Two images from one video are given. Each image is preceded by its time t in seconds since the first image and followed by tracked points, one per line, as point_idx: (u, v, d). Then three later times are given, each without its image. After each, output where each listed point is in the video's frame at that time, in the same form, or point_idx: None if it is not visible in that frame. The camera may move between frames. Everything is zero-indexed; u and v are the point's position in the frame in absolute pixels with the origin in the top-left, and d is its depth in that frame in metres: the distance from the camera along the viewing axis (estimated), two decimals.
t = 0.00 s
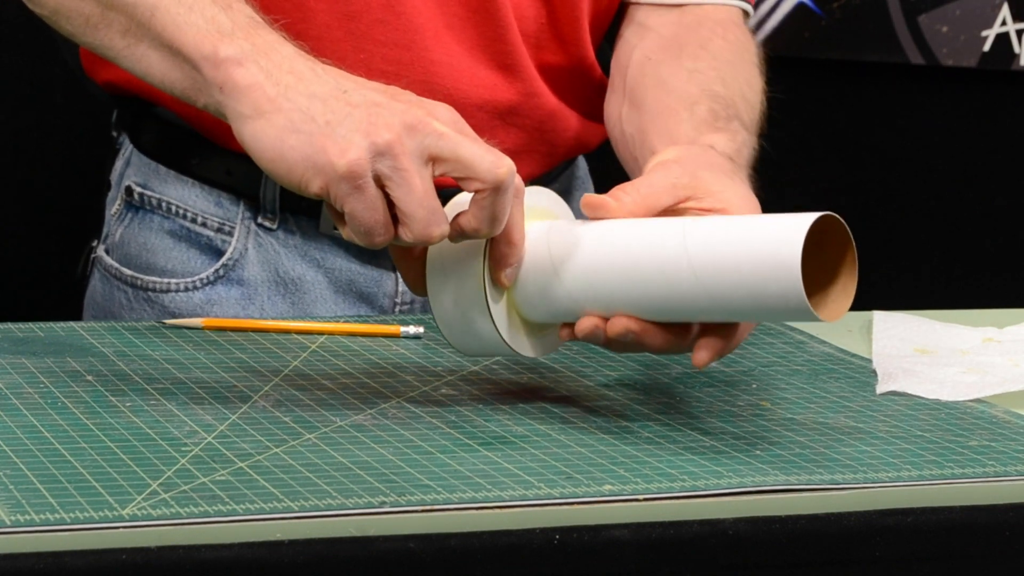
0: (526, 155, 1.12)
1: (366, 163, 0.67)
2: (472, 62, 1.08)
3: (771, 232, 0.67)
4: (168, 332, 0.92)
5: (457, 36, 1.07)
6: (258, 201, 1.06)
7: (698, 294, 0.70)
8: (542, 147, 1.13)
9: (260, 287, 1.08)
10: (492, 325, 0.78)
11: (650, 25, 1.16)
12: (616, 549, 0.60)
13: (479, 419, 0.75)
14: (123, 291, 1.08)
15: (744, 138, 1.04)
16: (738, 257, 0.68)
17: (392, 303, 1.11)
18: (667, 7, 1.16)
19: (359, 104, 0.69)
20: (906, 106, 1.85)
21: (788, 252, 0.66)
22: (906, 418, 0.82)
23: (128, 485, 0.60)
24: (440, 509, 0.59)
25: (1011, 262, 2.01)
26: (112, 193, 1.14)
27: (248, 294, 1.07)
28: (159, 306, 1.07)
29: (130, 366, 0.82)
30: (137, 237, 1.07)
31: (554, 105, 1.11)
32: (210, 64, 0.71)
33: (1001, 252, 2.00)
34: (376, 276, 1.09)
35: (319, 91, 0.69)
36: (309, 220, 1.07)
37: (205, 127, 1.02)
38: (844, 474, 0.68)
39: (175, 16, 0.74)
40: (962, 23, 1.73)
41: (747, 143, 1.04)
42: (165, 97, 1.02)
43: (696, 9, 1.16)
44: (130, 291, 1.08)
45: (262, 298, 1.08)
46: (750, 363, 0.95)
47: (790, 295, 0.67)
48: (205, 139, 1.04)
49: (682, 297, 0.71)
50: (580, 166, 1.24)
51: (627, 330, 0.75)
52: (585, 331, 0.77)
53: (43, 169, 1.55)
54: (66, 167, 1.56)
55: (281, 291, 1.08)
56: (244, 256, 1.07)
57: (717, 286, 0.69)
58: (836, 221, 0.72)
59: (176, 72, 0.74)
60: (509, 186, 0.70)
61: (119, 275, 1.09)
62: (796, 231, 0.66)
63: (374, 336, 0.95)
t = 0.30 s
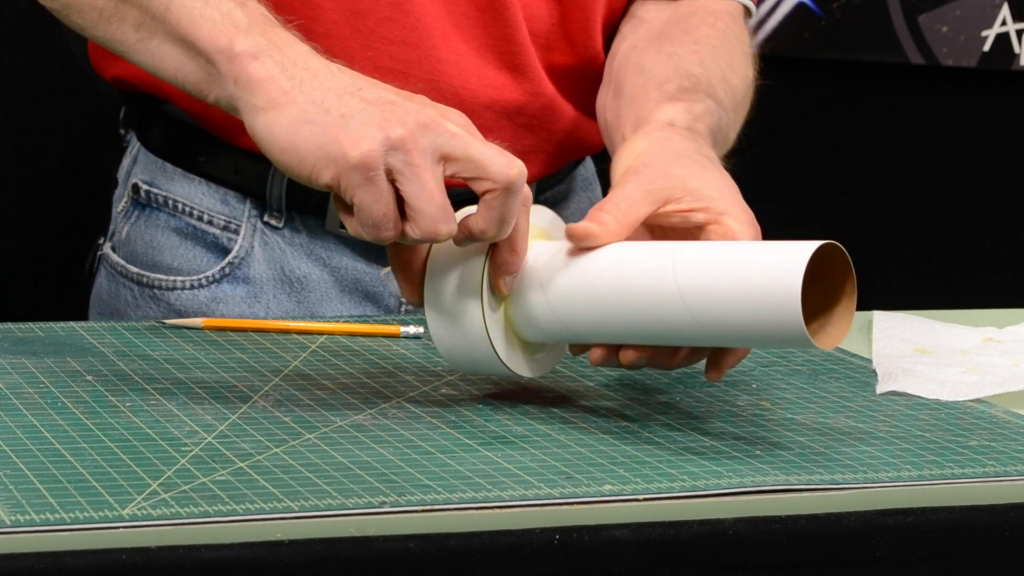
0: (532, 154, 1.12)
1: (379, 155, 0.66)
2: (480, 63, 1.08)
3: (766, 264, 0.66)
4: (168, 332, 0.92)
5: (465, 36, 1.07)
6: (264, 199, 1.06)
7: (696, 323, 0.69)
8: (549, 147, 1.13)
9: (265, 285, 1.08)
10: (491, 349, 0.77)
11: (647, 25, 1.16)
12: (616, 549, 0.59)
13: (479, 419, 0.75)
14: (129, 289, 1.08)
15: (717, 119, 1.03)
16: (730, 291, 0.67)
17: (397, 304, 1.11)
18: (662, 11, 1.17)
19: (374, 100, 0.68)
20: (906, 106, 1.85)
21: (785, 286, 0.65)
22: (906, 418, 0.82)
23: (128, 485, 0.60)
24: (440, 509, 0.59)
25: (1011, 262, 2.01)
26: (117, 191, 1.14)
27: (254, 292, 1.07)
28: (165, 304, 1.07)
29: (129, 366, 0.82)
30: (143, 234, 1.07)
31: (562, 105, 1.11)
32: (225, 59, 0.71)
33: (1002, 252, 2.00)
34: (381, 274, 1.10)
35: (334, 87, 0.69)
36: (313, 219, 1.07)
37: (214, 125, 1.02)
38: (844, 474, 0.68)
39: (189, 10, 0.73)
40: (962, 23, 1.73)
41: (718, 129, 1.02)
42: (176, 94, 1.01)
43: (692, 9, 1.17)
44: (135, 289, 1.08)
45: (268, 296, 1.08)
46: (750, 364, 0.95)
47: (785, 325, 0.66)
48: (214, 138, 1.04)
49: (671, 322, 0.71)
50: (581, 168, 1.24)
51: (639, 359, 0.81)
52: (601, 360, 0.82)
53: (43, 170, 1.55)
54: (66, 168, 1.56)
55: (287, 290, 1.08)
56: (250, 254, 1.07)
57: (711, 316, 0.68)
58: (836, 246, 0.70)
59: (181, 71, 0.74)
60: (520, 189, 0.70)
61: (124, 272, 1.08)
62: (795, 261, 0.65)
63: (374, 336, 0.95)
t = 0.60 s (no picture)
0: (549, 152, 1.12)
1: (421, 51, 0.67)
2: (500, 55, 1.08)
3: (797, 279, 0.67)
4: (168, 332, 0.92)
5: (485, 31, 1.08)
6: (283, 196, 1.06)
7: (704, 336, 0.70)
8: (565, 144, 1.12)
9: (284, 283, 1.07)
10: (513, 375, 0.75)
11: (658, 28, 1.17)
12: (616, 549, 0.59)
13: (479, 419, 0.75)
14: (148, 285, 1.09)
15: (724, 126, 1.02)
16: (755, 302, 0.68)
17: (417, 303, 1.10)
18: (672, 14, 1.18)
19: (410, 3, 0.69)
20: (906, 105, 1.85)
21: (822, 299, 0.67)
22: (906, 418, 0.82)
23: (128, 485, 0.60)
24: (440, 509, 0.59)
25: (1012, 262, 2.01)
26: (139, 187, 1.15)
27: (271, 290, 1.07)
28: (183, 300, 1.08)
29: (129, 366, 0.82)
30: (163, 232, 1.09)
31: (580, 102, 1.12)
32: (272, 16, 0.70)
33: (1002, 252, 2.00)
34: (400, 273, 1.09)
35: None
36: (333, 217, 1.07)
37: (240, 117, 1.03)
38: (844, 474, 0.68)
39: None
40: (962, 23, 1.73)
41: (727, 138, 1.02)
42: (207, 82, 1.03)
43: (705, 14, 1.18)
44: (154, 285, 1.09)
45: (286, 295, 1.08)
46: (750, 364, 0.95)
47: (806, 338, 0.67)
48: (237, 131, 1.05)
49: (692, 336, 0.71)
50: (602, 169, 1.24)
51: (658, 376, 0.78)
52: (619, 378, 0.80)
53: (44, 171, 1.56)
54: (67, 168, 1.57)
55: (305, 288, 1.08)
56: (268, 252, 1.06)
57: (722, 327, 0.69)
58: (865, 260, 0.71)
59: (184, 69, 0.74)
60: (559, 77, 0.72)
61: (144, 268, 1.10)
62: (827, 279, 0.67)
63: (373, 336, 0.95)
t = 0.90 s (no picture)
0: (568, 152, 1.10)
1: None
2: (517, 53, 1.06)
3: (773, 333, 0.69)
4: (168, 332, 0.92)
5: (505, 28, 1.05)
6: (295, 194, 1.05)
7: (672, 365, 0.71)
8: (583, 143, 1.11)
9: (294, 280, 1.07)
10: (462, 325, 0.75)
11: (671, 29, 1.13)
12: (616, 549, 0.60)
13: (479, 419, 0.75)
14: (158, 281, 1.08)
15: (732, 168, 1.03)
16: (728, 344, 0.69)
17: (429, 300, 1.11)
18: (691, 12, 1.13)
19: None
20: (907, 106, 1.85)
21: (793, 359, 0.68)
22: (906, 418, 0.82)
23: (128, 484, 0.60)
24: (440, 509, 0.59)
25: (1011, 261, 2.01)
26: (151, 184, 1.14)
27: (282, 287, 1.07)
28: (193, 297, 1.07)
29: (129, 366, 0.82)
30: (175, 228, 1.08)
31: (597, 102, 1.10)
32: None
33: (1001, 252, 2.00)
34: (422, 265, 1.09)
35: None
36: (343, 216, 1.06)
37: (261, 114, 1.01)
38: (844, 474, 0.68)
39: None
40: (962, 23, 1.72)
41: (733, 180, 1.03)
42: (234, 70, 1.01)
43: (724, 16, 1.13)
44: (165, 281, 1.07)
45: (296, 291, 1.08)
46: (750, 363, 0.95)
47: (769, 387, 0.69)
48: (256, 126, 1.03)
49: (663, 359, 0.72)
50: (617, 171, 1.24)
51: (602, 380, 0.75)
52: (559, 373, 0.76)
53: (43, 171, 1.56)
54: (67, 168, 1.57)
55: (315, 286, 1.08)
56: (279, 249, 1.06)
57: (688, 361, 0.70)
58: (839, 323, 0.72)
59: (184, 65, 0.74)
60: None
61: (154, 264, 1.08)
62: (802, 340, 0.68)
63: (374, 336, 0.95)
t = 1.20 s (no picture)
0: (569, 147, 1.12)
1: None
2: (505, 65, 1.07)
3: (757, 322, 0.68)
4: (167, 332, 0.92)
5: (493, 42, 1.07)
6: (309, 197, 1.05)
7: (649, 348, 0.71)
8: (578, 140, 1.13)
9: (310, 283, 1.09)
10: (445, 302, 0.74)
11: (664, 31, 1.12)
12: (616, 549, 0.60)
13: (479, 419, 0.75)
14: (170, 287, 1.08)
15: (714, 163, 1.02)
16: (708, 328, 0.69)
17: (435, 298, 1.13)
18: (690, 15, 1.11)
19: None
20: (907, 105, 1.85)
21: (774, 353, 0.68)
22: (906, 418, 0.82)
23: (128, 484, 0.60)
24: (440, 509, 0.59)
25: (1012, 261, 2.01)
26: (150, 187, 1.13)
27: (299, 290, 1.09)
28: (209, 302, 1.07)
29: (129, 366, 0.82)
30: (185, 232, 1.07)
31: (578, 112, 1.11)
32: None
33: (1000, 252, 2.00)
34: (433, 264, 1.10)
35: None
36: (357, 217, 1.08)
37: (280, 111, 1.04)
38: (844, 474, 0.68)
39: None
40: (962, 23, 1.72)
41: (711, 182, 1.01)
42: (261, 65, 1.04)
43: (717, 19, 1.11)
44: (178, 287, 1.08)
45: (313, 294, 1.09)
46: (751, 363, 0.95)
47: (751, 373, 0.69)
48: (267, 129, 1.04)
49: (640, 343, 0.71)
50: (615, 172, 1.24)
51: (582, 366, 0.74)
52: (539, 357, 0.75)
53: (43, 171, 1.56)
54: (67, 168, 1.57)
55: (331, 287, 1.10)
56: (295, 252, 1.07)
57: (669, 349, 0.70)
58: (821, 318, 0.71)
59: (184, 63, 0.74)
60: None
61: (164, 269, 1.08)
62: (787, 332, 0.67)
63: (374, 336, 0.95)
